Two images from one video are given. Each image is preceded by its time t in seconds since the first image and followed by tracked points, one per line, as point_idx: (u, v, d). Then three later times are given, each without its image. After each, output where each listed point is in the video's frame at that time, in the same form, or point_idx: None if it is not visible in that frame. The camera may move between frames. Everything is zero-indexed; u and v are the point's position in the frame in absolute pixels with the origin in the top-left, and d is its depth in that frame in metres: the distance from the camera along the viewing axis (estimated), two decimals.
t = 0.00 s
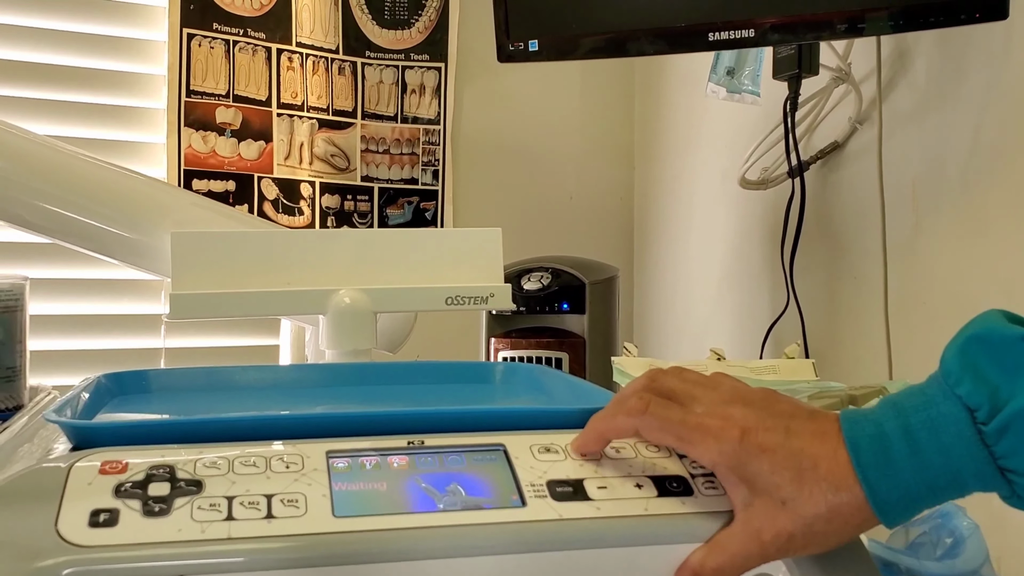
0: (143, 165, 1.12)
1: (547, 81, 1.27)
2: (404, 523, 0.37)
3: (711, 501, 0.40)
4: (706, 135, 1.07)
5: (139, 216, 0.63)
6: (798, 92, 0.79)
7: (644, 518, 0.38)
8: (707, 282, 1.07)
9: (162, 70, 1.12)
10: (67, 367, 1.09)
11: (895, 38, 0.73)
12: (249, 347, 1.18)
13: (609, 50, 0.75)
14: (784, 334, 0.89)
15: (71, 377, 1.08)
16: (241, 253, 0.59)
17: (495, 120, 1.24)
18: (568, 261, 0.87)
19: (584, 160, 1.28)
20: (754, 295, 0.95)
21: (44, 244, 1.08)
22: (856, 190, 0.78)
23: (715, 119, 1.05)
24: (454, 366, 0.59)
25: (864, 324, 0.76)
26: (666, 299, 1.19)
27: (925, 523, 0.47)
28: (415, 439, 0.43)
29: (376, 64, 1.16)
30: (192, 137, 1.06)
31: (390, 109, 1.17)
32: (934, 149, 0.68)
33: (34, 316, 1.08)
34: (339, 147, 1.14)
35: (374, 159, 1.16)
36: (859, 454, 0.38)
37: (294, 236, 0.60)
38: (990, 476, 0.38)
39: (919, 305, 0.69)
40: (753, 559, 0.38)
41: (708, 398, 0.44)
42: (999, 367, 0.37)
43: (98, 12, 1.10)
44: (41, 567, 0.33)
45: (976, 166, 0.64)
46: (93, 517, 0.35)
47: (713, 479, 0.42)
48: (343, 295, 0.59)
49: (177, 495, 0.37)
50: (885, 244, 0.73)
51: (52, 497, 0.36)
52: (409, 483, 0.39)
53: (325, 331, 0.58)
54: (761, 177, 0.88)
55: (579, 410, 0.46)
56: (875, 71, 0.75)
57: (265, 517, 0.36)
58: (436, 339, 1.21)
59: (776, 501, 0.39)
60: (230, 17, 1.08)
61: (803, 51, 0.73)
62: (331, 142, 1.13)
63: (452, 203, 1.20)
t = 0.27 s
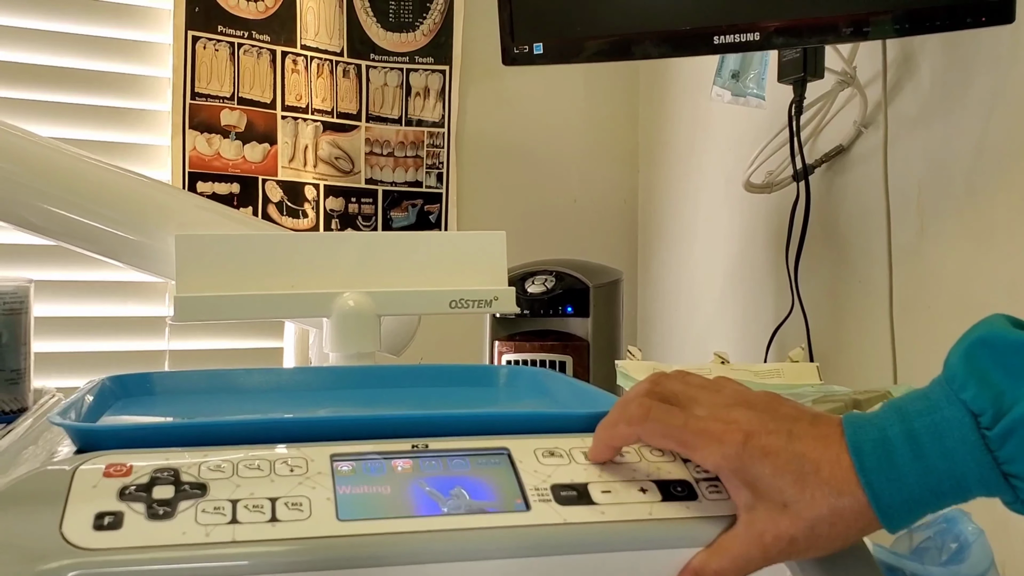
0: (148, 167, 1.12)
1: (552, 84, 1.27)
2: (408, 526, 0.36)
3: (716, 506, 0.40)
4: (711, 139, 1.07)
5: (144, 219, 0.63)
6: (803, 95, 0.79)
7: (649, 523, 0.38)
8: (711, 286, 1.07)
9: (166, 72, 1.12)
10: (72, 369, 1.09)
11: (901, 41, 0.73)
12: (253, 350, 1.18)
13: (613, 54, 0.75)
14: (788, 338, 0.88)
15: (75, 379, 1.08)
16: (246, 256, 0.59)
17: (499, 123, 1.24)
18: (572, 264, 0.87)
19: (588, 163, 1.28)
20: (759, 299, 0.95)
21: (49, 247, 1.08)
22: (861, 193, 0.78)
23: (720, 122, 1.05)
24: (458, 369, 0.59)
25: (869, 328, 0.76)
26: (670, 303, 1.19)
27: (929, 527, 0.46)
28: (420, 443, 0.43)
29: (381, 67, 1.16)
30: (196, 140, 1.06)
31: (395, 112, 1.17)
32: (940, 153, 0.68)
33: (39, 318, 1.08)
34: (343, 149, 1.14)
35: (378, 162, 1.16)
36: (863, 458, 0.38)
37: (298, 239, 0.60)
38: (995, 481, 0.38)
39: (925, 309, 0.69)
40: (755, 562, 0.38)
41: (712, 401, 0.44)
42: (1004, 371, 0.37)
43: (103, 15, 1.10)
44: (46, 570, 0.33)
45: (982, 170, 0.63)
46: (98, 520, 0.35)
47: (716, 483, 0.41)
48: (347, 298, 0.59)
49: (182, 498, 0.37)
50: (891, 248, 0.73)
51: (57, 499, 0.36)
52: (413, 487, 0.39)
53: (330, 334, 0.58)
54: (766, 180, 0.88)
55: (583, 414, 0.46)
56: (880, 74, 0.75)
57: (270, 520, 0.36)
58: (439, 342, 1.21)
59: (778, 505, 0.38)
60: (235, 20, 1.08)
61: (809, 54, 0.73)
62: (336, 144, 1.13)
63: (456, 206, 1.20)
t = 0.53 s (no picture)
0: (152, 169, 1.13)
1: (555, 87, 1.27)
2: (412, 529, 0.36)
3: (722, 510, 0.40)
4: (714, 142, 1.07)
5: (148, 221, 0.63)
6: (807, 99, 0.79)
7: (654, 526, 0.38)
8: (714, 289, 1.07)
9: (170, 74, 1.13)
10: (74, 370, 1.09)
11: (906, 45, 0.73)
12: (256, 352, 1.18)
13: (617, 57, 0.75)
14: (792, 341, 0.88)
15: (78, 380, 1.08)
16: (250, 258, 0.59)
17: (503, 126, 1.24)
18: (575, 267, 0.87)
19: (591, 166, 1.28)
20: (762, 302, 0.95)
21: (53, 248, 1.08)
22: (865, 197, 0.78)
23: (723, 125, 1.04)
24: (461, 372, 0.59)
25: (873, 332, 0.76)
26: (673, 306, 1.19)
27: (934, 533, 0.46)
28: (423, 446, 0.43)
29: (384, 69, 1.16)
30: (200, 142, 1.06)
31: (398, 115, 1.17)
32: (944, 157, 0.68)
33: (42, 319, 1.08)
34: (347, 152, 1.14)
35: (381, 164, 1.16)
36: (872, 464, 0.39)
37: (302, 241, 0.60)
38: (1005, 487, 0.38)
39: (929, 313, 0.69)
40: (763, 568, 0.38)
41: (718, 406, 0.44)
42: (1014, 378, 0.37)
43: (107, 17, 1.10)
44: (50, 572, 0.33)
45: (986, 174, 0.63)
46: (102, 523, 0.35)
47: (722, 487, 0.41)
48: (351, 300, 0.59)
49: (186, 500, 0.37)
50: (895, 251, 0.73)
51: (61, 502, 0.36)
52: (417, 490, 0.39)
53: (333, 336, 0.58)
54: (770, 184, 0.88)
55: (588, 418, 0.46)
56: (884, 78, 0.75)
57: (274, 523, 0.36)
58: (442, 345, 1.21)
59: (786, 511, 0.38)
60: (239, 22, 1.08)
61: (812, 57, 0.73)
62: (339, 147, 1.14)
63: (459, 208, 1.20)
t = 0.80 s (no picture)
0: (155, 169, 1.13)
1: (558, 89, 1.27)
2: (415, 530, 0.36)
3: (725, 511, 0.39)
4: (718, 144, 1.07)
5: (150, 221, 0.63)
6: (811, 100, 0.79)
7: (657, 528, 0.38)
8: (718, 290, 1.07)
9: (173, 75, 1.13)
10: (77, 370, 1.09)
11: (910, 47, 0.73)
12: (258, 352, 1.18)
13: (621, 58, 0.75)
14: (795, 343, 0.88)
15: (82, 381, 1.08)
16: (253, 258, 0.59)
17: (506, 127, 1.24)
18: (578, 268, 0.87)
19: (594, 167, 1.28)
20: (766, 304, 0.95)
21: (56, 248, 1.08)
22: (869, 198, 0.77)
23: (727, 127, 1.04)
24: (464, 373, 0.59)
25: (877, 334, 0.76)
26: (677, 308, 1.19)
27: (939, 535, 0.46)
28: (426, 446, 0.42)
29: (387, 70, 1.16)
30: (203, 142, 1.06)
31: (401, 115, 1.17)
32: (949, 158, 0.67)
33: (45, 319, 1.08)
34: (350, 152, 1.14)
35: (385, 165, 1.16)
36: (877, 467, 0.39)
37: (305, 241, 0.60)
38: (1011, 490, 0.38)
39: (933, 315, 0.69)
40: (767, 570, 0.38)
41: (721, 408, 0.44)
42: (1020, 381, 0.37)
43: (111, 17, 1.11)
44: (52, 571, 0.33)
45: (991, 176, 0.63)
46: (104, 522, 0.35)
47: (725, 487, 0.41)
48: (353, 301, 0.58)
49: (188, 500, 0.37)
50: (899, 253, 0.73)
51: (63, 502, 0.36)
52: (420, 491, 0.39)
53: (336, 337, 0.58)
54: (773, 185, 0.88)
55: (591, 419, 0.46)
56: (888, 80, 0.75)
57: (276, 523, 0.36)
58: (445, 346, 1.21)
59: (790, 514, 0.38)
60: (242, 23, 1.08)
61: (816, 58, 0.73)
62: (342, 147, 1.14)
63: (463, 209, 1.20)
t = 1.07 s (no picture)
0: (158, 170, 1.13)
1: (560, 91, 1.27)
2: (416, 530, 0.36)
3: (726, 511, 0.39)
4: (720, 145, 1.07)
5: (153, 222, 0.63)
6: (813, 102, 0.79)
7: (658, 527, 0.38)
8: (720, 291, 1.07)
9: (176, 76, 1.13)
10: (79, 371, 1.09)
11: (911, 48, 0.73)
12: (260, 354, 1.18)
13: (622, 60, 0.75)
14: (797, 345, 0.88)
15: (84, 381, 1.08)
16: (255, 257, 0.59)
17: (507, 129, 1.24)
18: (580, 270, 0.87)
19: (596, 169, 1.28)
20: (767, 305, 0.95)
21: (58, 249, 1.09)
22: (871, 200, 0.77)
23: (729, 128, 1.04)
24: (466, 373, 0.59)
25: (879, 335, 0.76)
26: (678, 309, 1.19)
27: (939, 535, 0.46)
28: (428, 446, 0.42)
29: (389, 71, 1.16)
30: (205, 143, 1.07)
31: (403, 116, 1.17)
32: (950, 160, 0.67)
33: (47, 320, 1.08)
34: (351, 153, 1.14)
35: (386, 166, 1.16)
36: (879, 470, 0.39)
37: (307, 242, 0.60)
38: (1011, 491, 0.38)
39: (935, 317, 0.69)
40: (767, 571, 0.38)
41: (725, 408, 0.44)
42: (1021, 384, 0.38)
43: (114, 19, 1.11)
44: (56, 570, 0.33)
45: (992, 177, 0.63)
46: (107, 521, 0.35)
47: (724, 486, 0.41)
48: (355, 302, 0.59)
49: (191, 499, 0.37)
50: (900, 254, 0.73)
51: (65, 501, 0.36)
52: (422, 490, 0.39)
53: (338, 338, 0.58)
54: (775, 187, 0.88)
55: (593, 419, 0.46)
56: (890, 82, 0.75)
57: (279, 522, 0.36)
58: (446, 348, 1.21)
59: (792, 516, 0.39)
60: (244, 24, 1.08)
61: (818, 61, 0.73)
62: (344, 148, 1.14)
63: (464, 210, 1.20)
